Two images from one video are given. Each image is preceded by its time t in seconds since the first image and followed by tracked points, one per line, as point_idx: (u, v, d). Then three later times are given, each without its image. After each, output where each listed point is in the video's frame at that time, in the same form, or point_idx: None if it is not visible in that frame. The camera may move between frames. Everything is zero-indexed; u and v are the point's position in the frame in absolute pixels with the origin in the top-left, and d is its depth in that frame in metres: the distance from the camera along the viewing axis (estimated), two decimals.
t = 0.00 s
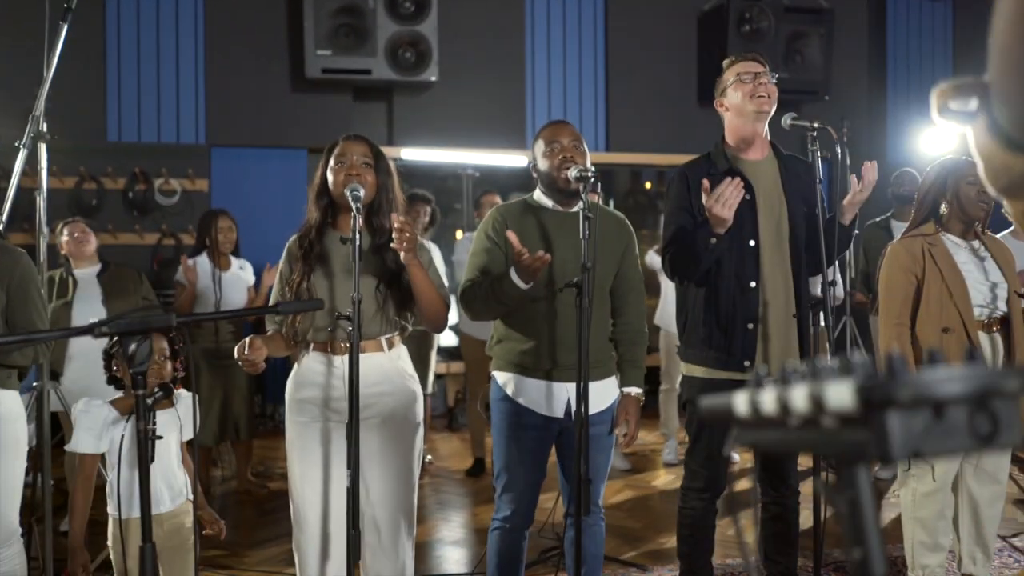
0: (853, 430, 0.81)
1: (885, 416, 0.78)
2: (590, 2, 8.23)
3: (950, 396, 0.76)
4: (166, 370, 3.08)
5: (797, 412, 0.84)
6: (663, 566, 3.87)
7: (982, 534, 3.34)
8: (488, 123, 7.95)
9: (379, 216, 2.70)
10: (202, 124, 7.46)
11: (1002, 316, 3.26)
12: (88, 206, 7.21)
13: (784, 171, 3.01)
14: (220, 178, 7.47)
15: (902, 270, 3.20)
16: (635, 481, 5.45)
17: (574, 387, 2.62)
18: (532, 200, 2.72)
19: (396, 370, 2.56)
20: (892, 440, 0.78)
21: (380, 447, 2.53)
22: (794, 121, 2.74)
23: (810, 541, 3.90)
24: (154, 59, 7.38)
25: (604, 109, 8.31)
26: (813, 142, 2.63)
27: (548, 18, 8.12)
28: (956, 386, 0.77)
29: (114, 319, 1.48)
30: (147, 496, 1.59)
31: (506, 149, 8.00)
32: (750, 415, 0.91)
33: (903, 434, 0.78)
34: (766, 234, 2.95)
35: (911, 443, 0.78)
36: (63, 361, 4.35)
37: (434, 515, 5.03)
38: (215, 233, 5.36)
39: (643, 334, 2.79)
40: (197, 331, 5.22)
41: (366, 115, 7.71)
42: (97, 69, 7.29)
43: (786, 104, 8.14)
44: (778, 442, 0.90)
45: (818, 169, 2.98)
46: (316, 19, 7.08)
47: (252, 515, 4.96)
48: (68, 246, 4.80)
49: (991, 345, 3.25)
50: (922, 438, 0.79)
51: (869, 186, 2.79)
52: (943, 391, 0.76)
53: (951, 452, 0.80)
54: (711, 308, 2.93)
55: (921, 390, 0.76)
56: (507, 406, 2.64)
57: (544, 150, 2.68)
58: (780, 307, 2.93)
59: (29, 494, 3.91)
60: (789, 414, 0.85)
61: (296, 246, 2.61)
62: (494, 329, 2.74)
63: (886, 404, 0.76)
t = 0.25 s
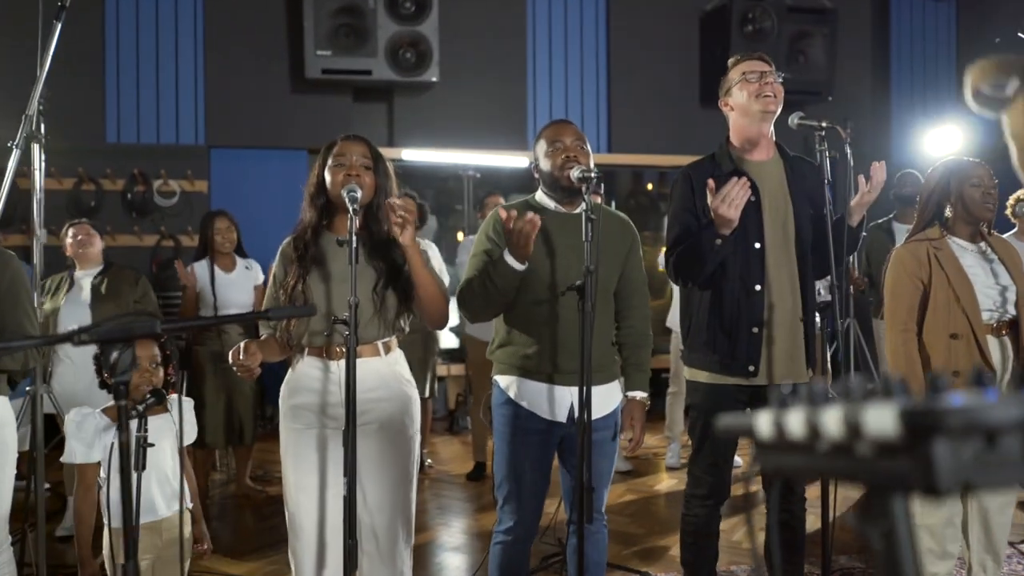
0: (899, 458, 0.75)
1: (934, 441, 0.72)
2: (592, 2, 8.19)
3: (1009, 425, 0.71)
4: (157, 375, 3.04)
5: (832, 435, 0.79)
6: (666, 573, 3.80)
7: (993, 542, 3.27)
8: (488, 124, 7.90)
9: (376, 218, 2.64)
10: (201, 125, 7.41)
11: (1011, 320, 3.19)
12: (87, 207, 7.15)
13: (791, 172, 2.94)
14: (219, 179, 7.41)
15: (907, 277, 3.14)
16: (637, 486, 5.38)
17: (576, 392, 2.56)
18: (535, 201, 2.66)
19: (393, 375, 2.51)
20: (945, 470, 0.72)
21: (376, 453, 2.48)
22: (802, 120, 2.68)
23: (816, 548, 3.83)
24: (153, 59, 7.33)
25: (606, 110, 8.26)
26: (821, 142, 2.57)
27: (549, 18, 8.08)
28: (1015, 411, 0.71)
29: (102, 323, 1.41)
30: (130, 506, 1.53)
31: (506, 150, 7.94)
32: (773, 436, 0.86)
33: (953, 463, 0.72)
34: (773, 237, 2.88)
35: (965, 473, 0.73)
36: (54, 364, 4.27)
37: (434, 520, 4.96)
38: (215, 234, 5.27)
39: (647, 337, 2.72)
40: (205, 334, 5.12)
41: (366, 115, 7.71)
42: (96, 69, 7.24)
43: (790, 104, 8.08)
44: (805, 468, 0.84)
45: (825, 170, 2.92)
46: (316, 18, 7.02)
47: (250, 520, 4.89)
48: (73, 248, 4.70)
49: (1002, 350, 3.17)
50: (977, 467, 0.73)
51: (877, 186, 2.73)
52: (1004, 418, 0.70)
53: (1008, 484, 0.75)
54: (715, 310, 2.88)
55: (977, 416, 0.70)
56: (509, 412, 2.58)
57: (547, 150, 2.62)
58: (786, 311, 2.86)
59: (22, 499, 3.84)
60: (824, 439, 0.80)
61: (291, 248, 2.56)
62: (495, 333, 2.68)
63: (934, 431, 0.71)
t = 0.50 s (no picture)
0: (920, 481, 0.72)
1: (955, 464, 0.68)
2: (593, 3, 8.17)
3: None
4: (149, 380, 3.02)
5: (848, 454, 0.76)
6: None
7: (1001, 547, 3.22)
8: (489, 125, 7.86)
9: (371, 219, 2.61)
10: (201, 125, 7.39)
11: (1017, 323, 3.15)
12: (86, 208, 7.11)
13: (793, 173, 2.91)
14: (218, 179, 7.38)
15: (910, 282, 3.12)
16: (639, 489, 5.33)
17: (576, 397, 2.52)
18: (534, 203, 2.63)
19: (389, 379, 2.48)
20: (973, 493, 0.68)
21: (373, 458, 2.45)
22: (805, 121, 2.64)
23: (819, 553, 3.80)
24: (153, 60, 7.32)
25: (607, 111, 8.23)
26: (825, 143, 2.53)
27: (550, 19, 8.05)
28: None
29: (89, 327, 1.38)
30: (117, 514, 1.49)
31: (507, 151, 7.90)
32: (783, 454, 0.84)
33: (978, 487, 0.69)
34: (774, 238, 2.85)
35: (994, 496, 0.69)
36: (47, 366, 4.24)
37: (435, 524, 4.92)
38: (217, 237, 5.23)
39: (646, 341, 2.69)
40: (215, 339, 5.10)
41: (367, 117, 7.66)
42: (96, 70, 7.22)
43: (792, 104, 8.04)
44: (819, 487, 0.81)
45: (828, 170, 2.88)
46: (315, 19, 7.00)
47: (250, 524, 4.85)
48: (79, 251, 4.66)
49: (1008, 354, 3.13)
50: (1005, 490, 0.69)
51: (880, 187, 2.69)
52: None
53: None
54: (717, 313, 2.84)
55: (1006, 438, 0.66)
56: (508, 416, 2.55)
57: (546, 151, 2.59)
58: (788, 313, 2.82)
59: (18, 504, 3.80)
60: (840, 459, 0.77)
61: (285, 249, 2.52)
62: (494, 337, 2.65)
63: (956, 454, 0.67)
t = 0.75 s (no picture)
0: (919, 500, 0.70)
1: (956, 484, 0.66)
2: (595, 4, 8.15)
3: None
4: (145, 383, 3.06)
5: (843, 471, 0.73)
6: None
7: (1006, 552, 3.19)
8: (491, 126, 7.84)
9: (367, 221, 2.59)
10: (203, 126, 7.38)
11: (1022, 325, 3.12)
12: (88, 210, 7.09)
13: (795, 174, 2.88)
14: (220, 180, 7.36)
15: (913, 283, 3.09)
16: (641, 492, 5.31)
17: (575, 400, 2.51)
18: (531, 204, 2.60)
19: (384, 383, 2.46)
20: (977, 514, 0.66)
21: (369, 462, 2.43)
22: (807, 121, 2.61)
23: (823, 558, 3.76)
24: (155, 61, 7.31)
25: (610, 111, 8.21)
26: (827, 144, 2.50)
27: (553, 20, 8.03)
28: None
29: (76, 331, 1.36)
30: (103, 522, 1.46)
31: (509, 152, 7.88)
32: (776, 470, 0.79)
33: (981, 508, 0.66)
34: (775, 240, 2.83)
35: (999, 515, 0.67)
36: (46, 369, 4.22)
37: (437, 527, 4.90)
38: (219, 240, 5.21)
39: (644, 343, 2.68)
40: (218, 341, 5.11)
41: (368, 118, 7.65)
42: (98, 71, 7.21)
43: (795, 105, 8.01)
44: (810, 504, 0.78)
45: (830, 171, 2.86)
46: (317, 20, 6.99)
47: (251, 527, 4.83)
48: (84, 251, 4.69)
49: (1013, 356, 3.10)
50: (1008, 511, 0.67)
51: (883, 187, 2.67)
52: None
53: None
54: (718, 315, 2.82)
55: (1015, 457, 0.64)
56: (506, 420, 2.52)
57: (544, 151, 2.57)
58: (788, 315, 2.80)
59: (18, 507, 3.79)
60: (835, 478, 0.74)
61: (280, 251, 2.50)
62: (492, 339, 2.63)
63: (964, 473, 0.65)
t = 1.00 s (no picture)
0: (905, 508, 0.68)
1: (941, 492, 0.65)
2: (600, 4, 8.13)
3: None
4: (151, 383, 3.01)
5: (827, 477, 0.74)
6: None
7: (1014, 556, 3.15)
8: (496, 126, 7.83)
9: (365, 221, 2.58)
10: (208, 127, 7.38)
11: None
12: (92, 211, 7.06)
13: (798, 174, 2.86)
14: (224, 180, 7.36)
15: (920, 280, 3.06)
16: (645, 494, 5.27)
17: (575, 400, 2.48)
18: (531, 204, 2.58)
19: (383, 383, 2.44)
20: (965, 523, 0.65)
21: (367, 464, 2.42)
22: (809, 119, 2.59)
23: (829, 563, 3.72)
24: (160, 62, 7.32)
25: (615, 111, 8.18)
26: (830, 142, 2.47)
27: (558, 20, 8.02)
28: None
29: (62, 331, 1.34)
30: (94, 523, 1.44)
31: (514, 152, 7.86)
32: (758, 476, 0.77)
33: (968, 519, 0.66)
34: (779, 239, 2.80)
35: (988, 526, 0.66)
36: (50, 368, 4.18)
37: (441, 528, 4.88)
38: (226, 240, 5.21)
39: (646, 344, 2.66)
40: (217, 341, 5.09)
41: (373, 119, 7.65)
42: (103, 71, 7.22)
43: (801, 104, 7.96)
44: (803, 512, 0.80)
45: (834, 170, 2.83)
46: (321, 21, 6.98)
47: (255, 527, 4.81)
48: (91, 252, 4.65)
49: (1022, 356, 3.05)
50: (999, 521, 0.66)
51: (886, 186, 2.66)
52: None
53: None
54: (721, 315, 2.79)
55: (1006, 462, 0.63)
56: (505, 421, 2.51)
57: (543, 150, 2.55)
58: (791, 315, 2.78)
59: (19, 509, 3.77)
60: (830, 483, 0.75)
61: (278, 251, 2.48)
62: (492, 339, 2.61)
63: (953, 477, 0.64)
